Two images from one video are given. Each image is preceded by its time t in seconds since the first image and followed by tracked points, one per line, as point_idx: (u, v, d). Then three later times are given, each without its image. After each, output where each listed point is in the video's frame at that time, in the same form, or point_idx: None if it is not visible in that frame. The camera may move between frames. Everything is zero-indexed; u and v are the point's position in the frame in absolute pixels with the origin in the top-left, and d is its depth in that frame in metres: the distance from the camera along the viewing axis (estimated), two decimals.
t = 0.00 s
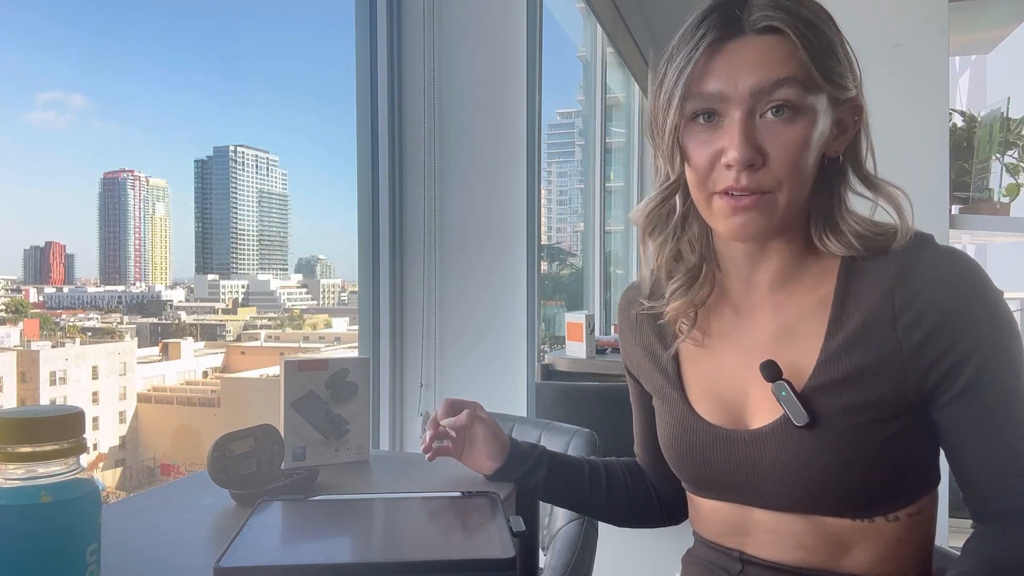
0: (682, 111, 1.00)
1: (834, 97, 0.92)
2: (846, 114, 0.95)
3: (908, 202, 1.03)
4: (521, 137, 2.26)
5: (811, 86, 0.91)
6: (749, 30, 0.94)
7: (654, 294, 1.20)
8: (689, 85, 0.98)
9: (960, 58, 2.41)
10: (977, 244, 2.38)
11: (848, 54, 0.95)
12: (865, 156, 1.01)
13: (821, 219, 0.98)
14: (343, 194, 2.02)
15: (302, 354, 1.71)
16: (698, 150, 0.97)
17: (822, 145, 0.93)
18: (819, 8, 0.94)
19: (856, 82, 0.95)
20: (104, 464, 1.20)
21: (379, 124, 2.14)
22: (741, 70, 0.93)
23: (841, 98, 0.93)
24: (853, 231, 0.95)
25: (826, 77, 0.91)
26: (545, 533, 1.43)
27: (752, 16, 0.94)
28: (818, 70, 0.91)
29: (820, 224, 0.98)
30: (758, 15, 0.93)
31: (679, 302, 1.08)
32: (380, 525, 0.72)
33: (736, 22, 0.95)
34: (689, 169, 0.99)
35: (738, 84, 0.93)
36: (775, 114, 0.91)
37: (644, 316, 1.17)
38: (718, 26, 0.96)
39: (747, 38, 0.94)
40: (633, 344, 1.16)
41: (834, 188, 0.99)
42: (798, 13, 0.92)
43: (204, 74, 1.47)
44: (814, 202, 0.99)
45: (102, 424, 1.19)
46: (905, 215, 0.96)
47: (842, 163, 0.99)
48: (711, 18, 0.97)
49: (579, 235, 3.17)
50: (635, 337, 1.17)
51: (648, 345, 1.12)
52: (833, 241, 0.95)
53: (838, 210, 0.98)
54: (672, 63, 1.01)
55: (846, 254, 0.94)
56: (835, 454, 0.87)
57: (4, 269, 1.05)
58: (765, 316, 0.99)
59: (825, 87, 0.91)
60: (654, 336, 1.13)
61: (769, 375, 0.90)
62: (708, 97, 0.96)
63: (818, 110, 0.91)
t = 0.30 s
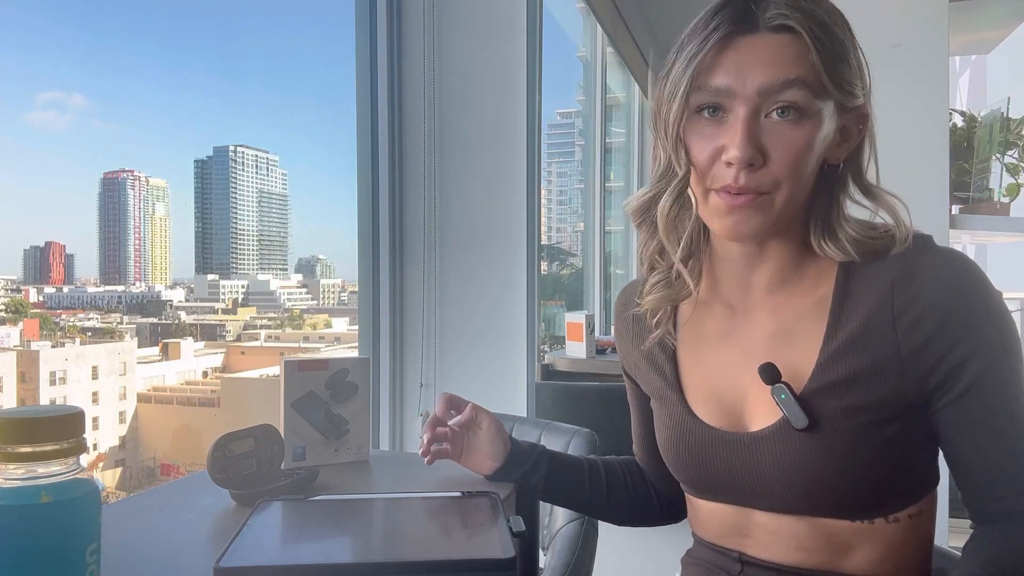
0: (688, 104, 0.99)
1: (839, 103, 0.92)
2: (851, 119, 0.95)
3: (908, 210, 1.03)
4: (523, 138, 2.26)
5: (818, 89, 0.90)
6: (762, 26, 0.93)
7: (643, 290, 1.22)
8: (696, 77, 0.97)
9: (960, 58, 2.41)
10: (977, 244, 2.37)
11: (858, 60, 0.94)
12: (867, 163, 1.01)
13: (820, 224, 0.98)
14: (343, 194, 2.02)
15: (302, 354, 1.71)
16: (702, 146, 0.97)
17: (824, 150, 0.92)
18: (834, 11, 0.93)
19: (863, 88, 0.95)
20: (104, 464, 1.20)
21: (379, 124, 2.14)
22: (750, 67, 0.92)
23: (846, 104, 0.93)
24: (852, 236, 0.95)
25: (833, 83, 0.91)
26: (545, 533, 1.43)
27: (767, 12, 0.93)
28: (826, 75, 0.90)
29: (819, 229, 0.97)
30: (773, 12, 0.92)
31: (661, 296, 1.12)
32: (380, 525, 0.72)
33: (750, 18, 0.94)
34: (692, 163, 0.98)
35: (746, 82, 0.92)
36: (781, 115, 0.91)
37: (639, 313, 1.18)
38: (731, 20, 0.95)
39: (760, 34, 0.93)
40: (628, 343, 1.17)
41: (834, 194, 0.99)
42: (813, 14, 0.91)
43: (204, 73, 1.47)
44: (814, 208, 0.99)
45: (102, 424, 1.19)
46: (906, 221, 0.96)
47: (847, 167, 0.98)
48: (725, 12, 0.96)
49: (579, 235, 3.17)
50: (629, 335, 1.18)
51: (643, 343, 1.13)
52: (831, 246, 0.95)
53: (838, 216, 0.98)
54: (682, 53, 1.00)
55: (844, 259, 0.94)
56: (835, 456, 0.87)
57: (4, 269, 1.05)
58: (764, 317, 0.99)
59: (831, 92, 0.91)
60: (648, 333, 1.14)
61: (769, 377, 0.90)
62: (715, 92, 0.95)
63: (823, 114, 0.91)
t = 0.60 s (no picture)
0: (691, 100, 0.99)
1: (844, 105, 0.92)
2: (856, 118, 0.94)
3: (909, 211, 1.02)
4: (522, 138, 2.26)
5: (822, 89, 0.90)
6: (769, 24, 0.93)
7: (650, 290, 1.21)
8: (701, 74, 0.97)
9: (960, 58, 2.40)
10: (976, 244, 2.37)
11: (863, 60, 0.94)
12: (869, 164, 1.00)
13: (819, 226, 0.97)
14: (343, 194, 2.01)
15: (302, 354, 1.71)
16: (704, 143, 0.97)
17: (827, 150, 0.92)
18: (841, 12, 0.93)
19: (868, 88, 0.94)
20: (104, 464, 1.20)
21: (379, 125, 2.14)
22: (755, 65, 0.92)
23: (850, 106, 0.93)
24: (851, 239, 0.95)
25: (839, 85, 0.91)
26: (544, 532, 1.43)
27: (773, 10, 0.93)
28: (832, 75, 0.90)
29: (818, 231, 0.97)
30: (779, 10, 0.92)
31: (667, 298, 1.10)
32: (380, 525, 0.72)
33: (757, 15, 0.94)
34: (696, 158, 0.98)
35: (751, 79, 0.92)
36: (785, 113, 0.91)
37: (642, 314, 1.17)
38: (738, 16, 0.94)
39: (766, 32, 0.93)
40: (631, 347, 1.15)
41: (834, 196, 0.98)
42: (820, 14, 0.91)
43: (204, 73, 1.47)
44: (814, 210, 0.98)
45: (102, 424, 1.19)
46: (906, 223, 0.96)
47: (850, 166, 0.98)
48: (731, 9, 0.95)
49: (579, 235, 3.17)
50: (633, 339, 1.16)
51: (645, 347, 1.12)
52: (830, 248, 0.94)
53: (837, 217, 0.97)
54: (688, 48, 1.00)
55: (842, 261, 0.93)
56: (831, 457, 0.87)
57: (4, 269, 1.05)
58: (762, 317, 0.98)
59: (836, 92, 0.91)
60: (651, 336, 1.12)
61: (764, 377, 0.90)
62: (719, 88, 0.95)
63: (826, 112, 0.91)
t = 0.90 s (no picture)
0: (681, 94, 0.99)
1: (835, 89, 0.91)
2: (846, 103, 0.93)
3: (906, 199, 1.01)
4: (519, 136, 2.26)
5: (807, 73, 0.89)
6: (748, 16, 0.94)
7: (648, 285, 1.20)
8: (687, 69, 0.97)
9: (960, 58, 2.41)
10: (977, 243, 2.37)
11: (848, 44, 0.93)
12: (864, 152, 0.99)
13: (816, 214, 0.96)
14: (343, 195, 2.01)
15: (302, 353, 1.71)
16: (693, 135, 0.97)
17: (818, 136, 0.91)
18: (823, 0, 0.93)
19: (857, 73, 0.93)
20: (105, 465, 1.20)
21: (379, 125, 2.14)
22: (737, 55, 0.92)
23: (840, 91, 0.91)
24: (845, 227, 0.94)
25: (827, 70, 0.90)
26: (544, 533, 1.42)
27: (752, 3, 0.93)
28: (817, 60, 0.90)
29: (816, 219, 0.95)
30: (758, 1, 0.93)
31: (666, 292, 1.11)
32: (380, 525, 0.72)
33: (737, 8, 0.95)
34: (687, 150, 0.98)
35: (734, 68, 0.92)
36: (771, 100, 0.90)
37: (642, 306, 1.17)
38: (720, 11, 0.95)
39: (747, 24, 0.93)
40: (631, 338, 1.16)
41: (829, 184, 0.97)
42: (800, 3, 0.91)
43: (205, 73, 1.47)
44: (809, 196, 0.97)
45: (102, 425, 1.19)
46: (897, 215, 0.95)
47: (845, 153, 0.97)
48: (713, 5, 0.96)
49: (580, 235, 3.17)
50: (634, 332, 1.16)
51: (644, 338, 1.12)
52: (826, 236, 0.93)
53: (833, 205, 0.96)
54: (676, 44, 1.01)
55: (838, 250, 0.92)
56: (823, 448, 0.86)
57: (4, 269, 1.05)
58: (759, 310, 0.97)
59: (823, 76, 0.90)
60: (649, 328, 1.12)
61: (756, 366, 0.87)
62: (705, 81, 0.95)
63: (813, 96, 0.90)
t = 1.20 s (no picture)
0: (678, 96, 0.99)
1: (831, 90, 0.91)
2: (842, 104, 0.93)
3: (904, 201, 1.00)
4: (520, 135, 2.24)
5: (802, 74, 0.90)
6: (744, 19, 0.94)
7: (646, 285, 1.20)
8: (684, 70, 0.97)
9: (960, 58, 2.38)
10: (976, 243, 2.37)
11: (843, 45, 0.93)
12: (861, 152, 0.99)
13: (814, 215, 0.96)
14: (343, 195, 2.01)
15: (302, 353, 1.70)
16: (689, 136, 0.97)
17: (814, 136, 0.91)
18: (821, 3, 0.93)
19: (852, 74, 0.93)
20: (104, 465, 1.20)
21: (379, 125, 2.14)
22: (731, 56, 0.93)
23: (836, 92, 0.91)
24: (843, 228, 0.93)
25: (824, 70, 0.90)
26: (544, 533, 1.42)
27: (748, 6, 0.94)
28: (813, 60, 0.90)
29: (815, 219, 0.95)
30: (754, 4, 0.93)
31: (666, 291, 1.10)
32: (380, 525, 0.72)
33: (733, 11, 0.95)
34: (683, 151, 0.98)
35: (730, 69, 0.92)
36: (766, 101, 0.90)
37: (640, 305, 1.16)
38: (715, 13, 0.96)
39: (743, 25, 0.94)
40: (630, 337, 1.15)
41: (827, 184, 0.96)
42: (795, 5, 0.91)
43: (204, 72, 1.47)
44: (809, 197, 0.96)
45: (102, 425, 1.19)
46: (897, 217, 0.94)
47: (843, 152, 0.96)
48: (710, 7, 0.97)
49: (579, 235, 3.17)
50: (633, 332, 1.15)
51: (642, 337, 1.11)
52: (825, 236, 0.93)
53: (831, 206, 0.95)
54: (673, 46, 1.01)
55: (837, 251, 0.92)
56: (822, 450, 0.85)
57: (4, 269, 1.05)
58: (758, 311, 0.97)
59: (819, 77, 0.90)
60: (646, 327, 1.12)
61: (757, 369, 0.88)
62: (702, 81, 0.95)
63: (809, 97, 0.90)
